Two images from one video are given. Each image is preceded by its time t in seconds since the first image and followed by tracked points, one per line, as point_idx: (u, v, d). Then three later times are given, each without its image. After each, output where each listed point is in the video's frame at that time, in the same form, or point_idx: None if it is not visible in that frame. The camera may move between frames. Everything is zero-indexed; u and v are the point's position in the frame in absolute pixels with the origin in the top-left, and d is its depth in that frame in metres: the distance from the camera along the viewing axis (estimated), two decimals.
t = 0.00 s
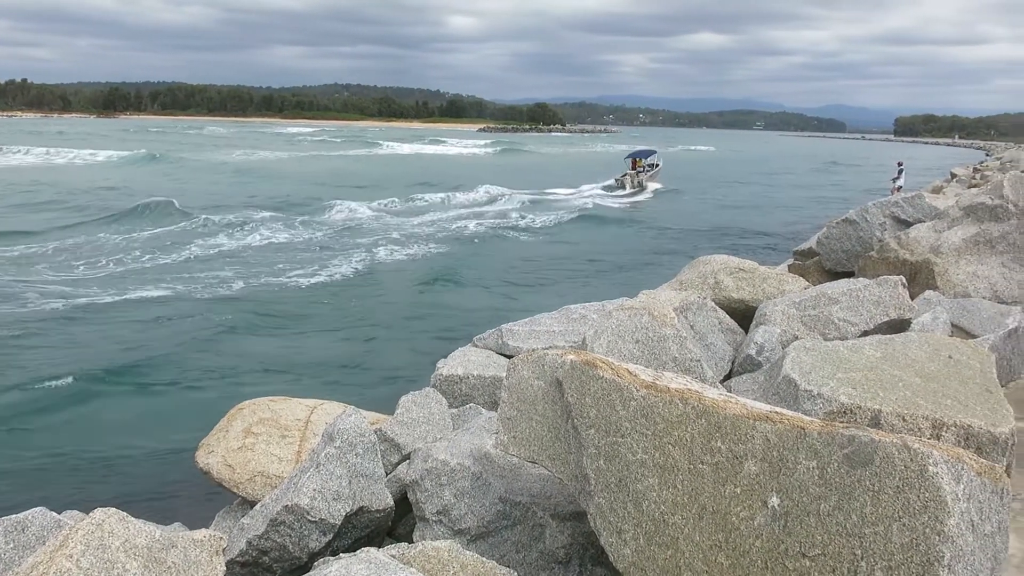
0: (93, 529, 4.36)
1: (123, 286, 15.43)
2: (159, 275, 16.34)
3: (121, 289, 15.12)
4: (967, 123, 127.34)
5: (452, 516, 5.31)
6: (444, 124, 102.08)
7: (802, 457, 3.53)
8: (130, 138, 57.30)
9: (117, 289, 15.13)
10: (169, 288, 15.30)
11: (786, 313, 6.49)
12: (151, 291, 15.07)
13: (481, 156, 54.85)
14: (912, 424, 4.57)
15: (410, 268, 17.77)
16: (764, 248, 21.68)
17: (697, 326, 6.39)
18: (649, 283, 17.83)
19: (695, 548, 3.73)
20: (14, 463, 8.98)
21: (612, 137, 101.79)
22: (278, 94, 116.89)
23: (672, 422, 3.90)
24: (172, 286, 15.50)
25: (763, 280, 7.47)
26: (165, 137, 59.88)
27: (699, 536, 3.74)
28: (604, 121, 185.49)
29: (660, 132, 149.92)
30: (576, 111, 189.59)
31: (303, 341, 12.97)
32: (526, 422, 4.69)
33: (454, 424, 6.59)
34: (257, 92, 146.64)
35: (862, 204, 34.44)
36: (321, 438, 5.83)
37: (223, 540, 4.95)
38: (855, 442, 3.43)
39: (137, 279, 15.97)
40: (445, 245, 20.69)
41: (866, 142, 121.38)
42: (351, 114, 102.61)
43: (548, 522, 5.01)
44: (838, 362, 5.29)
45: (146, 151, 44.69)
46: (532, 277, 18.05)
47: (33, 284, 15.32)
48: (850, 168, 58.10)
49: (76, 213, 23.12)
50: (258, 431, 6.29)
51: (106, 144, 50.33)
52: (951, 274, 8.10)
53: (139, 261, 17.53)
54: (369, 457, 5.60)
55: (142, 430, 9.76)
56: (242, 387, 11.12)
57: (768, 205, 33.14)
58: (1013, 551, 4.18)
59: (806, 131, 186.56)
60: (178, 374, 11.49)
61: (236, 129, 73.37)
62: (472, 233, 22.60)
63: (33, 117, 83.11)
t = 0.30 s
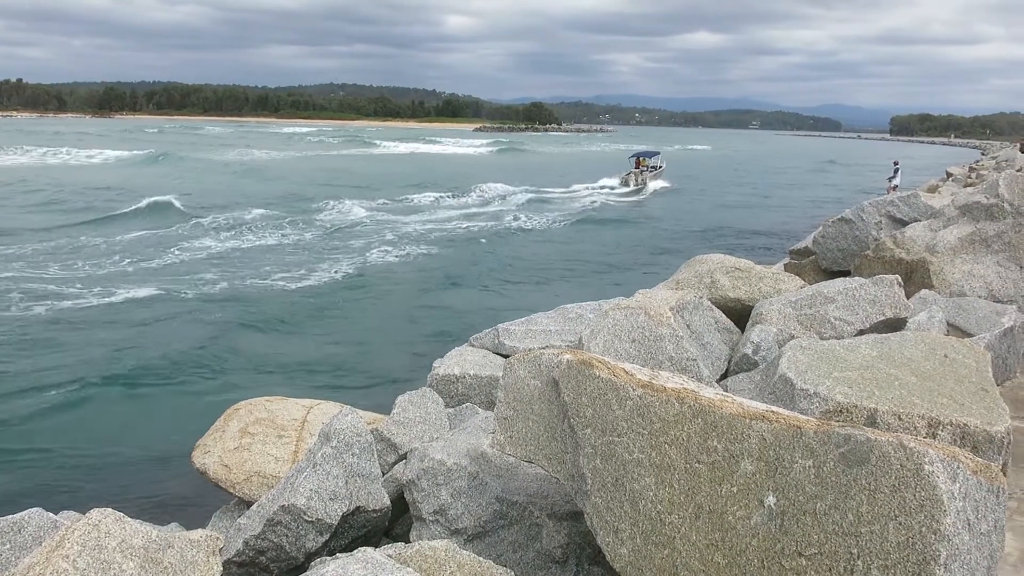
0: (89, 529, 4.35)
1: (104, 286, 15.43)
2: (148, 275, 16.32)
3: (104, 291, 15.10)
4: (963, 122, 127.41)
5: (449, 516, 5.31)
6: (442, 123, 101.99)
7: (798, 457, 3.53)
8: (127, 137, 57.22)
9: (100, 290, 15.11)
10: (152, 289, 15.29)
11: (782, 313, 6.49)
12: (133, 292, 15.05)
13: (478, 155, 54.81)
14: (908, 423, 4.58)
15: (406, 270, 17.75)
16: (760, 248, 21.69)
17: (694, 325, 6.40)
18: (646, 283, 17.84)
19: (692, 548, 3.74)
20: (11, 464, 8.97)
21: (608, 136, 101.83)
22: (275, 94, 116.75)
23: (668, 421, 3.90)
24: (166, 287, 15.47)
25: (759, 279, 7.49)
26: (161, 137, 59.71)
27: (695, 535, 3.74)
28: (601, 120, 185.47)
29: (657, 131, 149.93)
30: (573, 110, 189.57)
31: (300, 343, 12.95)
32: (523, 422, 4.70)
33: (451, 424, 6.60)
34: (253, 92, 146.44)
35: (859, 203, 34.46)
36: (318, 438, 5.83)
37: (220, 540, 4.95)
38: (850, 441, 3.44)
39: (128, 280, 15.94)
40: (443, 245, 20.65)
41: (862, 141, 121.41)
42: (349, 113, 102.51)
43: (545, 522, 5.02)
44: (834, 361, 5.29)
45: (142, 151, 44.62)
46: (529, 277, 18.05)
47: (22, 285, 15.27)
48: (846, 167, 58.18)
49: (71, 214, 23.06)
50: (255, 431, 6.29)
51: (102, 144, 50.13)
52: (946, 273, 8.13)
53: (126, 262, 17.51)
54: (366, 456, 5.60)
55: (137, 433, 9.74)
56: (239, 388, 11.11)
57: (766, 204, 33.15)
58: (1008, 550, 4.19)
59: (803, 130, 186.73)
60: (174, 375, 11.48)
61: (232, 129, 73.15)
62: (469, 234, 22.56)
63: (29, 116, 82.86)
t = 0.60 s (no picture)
0: (86, 532, 4.34)
1: (92, 288, 15.30)
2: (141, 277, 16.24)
3: (94, 293, 14.97)
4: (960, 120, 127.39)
5: (447, 516, 5.30)
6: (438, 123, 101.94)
7: (795, 455, 3.53)
8: (124, 138, 57.22)
9: (88, 293, 15.00)
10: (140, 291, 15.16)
11: (779, 311, 6.50)
12: (120, 294, 14.91)
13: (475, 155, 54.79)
14: (905, 420, 4.58)
15: (403, 270, 17.71)
16: (757, 247, 21.67)
17: (691, 324, 6.41)
18: (643, 282, 17.85)
19: (689, 546, 3.74)
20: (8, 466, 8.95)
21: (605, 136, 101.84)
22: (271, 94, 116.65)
23: (665, 420, 3.90)
24: (162, 289, 15.43)
25: (756, 277, 7.50)
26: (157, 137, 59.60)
27: (693, 533, 3.74)
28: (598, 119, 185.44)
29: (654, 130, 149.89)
30: (570, 110, 189.52)
31: (297, 343, 12.93)
32: (520, 421, 4.70)
33: (448, 424, 6.59)
34: (250, 92, 146.26)
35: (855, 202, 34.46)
36: (316, 438, 5.82)
37: (217, 542, 4.94)
38: (847, 438, 3.44)
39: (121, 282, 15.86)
40: (441, 245, 20.61)
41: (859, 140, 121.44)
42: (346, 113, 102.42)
43: (543, 521, 5.02)
44: (832, 359, 5.29)
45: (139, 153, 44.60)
46: (526, 277, 18.04)
47: (15, 287, 15.20)
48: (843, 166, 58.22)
49: (67, 215, 23.01)
50: (252, 432, 6.28)
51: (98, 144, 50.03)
52: (943, 270, 8.13)
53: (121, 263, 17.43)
54: (363, 457, 5.60)
55: (133, 434, 9.70)
56: (237, 389, 11.10)
57: (763, 203, 33.12)
58: (1004, 546, 4.20)
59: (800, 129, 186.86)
60: (171, 377, 11.47)
61: (228, 130, 72.98)
62: (466, 234, 22.52)
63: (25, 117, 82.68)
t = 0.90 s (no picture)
0: (71, 534, 4.32)
1: (67, 292, 15.06)
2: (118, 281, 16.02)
3: (80, 294, 14.88)
4: (946, 120, 128.12)
5: (435, 515, 5.29)
6: (428, 122, 101.80)
7: (781, 452, 3.55)
8: (111, 137, 56.75)
9: (63, 296, 14.77)
10: (115, 295, 14.94)
11: (766, 310, 6.53)
12: (98, 297, 14.72)
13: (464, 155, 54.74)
14: (891, 417, 4.61)
15: (392, 271, 17.65)
16: (745, 246, 21.71)
17: (679, 322, 6.43)
18: (631, 281, 17.88)
19: (677, 544, 3.75)
20: None
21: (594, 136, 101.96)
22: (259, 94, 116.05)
23: (652, 418, 3.91)
24: (141, 292, 15.22)
25: (743, 277, 7.54)
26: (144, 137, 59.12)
27: (680, 531, 3.76)
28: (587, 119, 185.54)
29: (643, 130, 150.13)
30: (559, 109, 189.58)
31: (285, 344, 12.89)
32: (508, 421, 4.69)
33: (437, 423, 6.59)
34: (239, 92, 145.57)
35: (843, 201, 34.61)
36: (303, 438, 5.80)
37: (204, 543, 4.92)
38: (832, 436, 3.45)
39: (99, 285, 15.63)
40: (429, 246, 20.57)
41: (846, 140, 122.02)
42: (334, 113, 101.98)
43: (531, 520, 5.03)
44: (818, 357, 5.31)
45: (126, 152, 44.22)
46: (514, 277, 18.02)
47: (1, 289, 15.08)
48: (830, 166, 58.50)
49: (51, 215, 22.79)
50: (240, 433, 6.26)
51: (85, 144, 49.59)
52: (928, 269, 8.18)
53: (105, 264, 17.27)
54: (351, 456, 5.58)
55: (118, 437, 9.64)
56: (224, 390, 11.05)
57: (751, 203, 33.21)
58: (987, 542, 4.23)
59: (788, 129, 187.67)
60: (158, 379, 11.41)
61: (216, 129, 72.51)
62: (455, 235, 22.48)
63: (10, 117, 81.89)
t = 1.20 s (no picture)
0: (54, 537, 4.28)
1: (40, 296, 14.56)
2: (96, 283, 15.55)
3: (65, 294, 14.75)
4: (932, 121, 128.89)
5: (423, 515, 5.28)
6: (416, 122, 101.51)
7: (767, 450, 3.57)
8: (95, 137, 56.20)
9: (36, 300, 14.29)
10: (91, 299, 14.49)
11: (753, 309, 6.57)
12: (84, 298, 14.60)
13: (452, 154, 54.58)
14: (875, 416, 4.64)
15: (378, 272, 17.58)
16: (732, 246, 21.77)
17: (666, 322, 6.45)
18: (619, 282, 17.90)
19: (663, 542, 3.77)
20: None
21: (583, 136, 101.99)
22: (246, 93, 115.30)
23: (639, 417, 3.92)
24: (127, 293, 15.10)
25: (730, 277, 7.57)
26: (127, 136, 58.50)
27: (667, 530, 3.77)
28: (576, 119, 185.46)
29: (632, 130, 150.20)
30: (548, 109, 189.47)
31: (273, 346, 12.83)
32: (495, 420, 4.69)
33: (424, 423, 6.58)
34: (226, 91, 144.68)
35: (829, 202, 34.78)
36: (290, 439, 5.78)
37: (190, 544, 4.89)
38: (818, 434, 3.47)
39: (74, 287, 15.18)
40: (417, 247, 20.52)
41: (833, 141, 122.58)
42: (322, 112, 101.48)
43: (519, 519, 5.03)
44: (804, 356, 5.33)
45: (108, 152, 43.65)
46: (502, 279, 18.00)
47: None
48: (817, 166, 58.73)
49: (31, 216, 22.42)
50: (226, 433, 6.23)
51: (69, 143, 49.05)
52: (913, 269, 8.25)
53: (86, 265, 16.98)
54: (338, 457, 5.56)
55: (102, 441, 9.55)
56: (211, 393, 10.99)
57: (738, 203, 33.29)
58: (970, 538, 4.27)
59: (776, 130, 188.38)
60: (144, 381, 11.33)
61: (203, 129, 71.97)
62: (442, 237, 22.40)
63: None
